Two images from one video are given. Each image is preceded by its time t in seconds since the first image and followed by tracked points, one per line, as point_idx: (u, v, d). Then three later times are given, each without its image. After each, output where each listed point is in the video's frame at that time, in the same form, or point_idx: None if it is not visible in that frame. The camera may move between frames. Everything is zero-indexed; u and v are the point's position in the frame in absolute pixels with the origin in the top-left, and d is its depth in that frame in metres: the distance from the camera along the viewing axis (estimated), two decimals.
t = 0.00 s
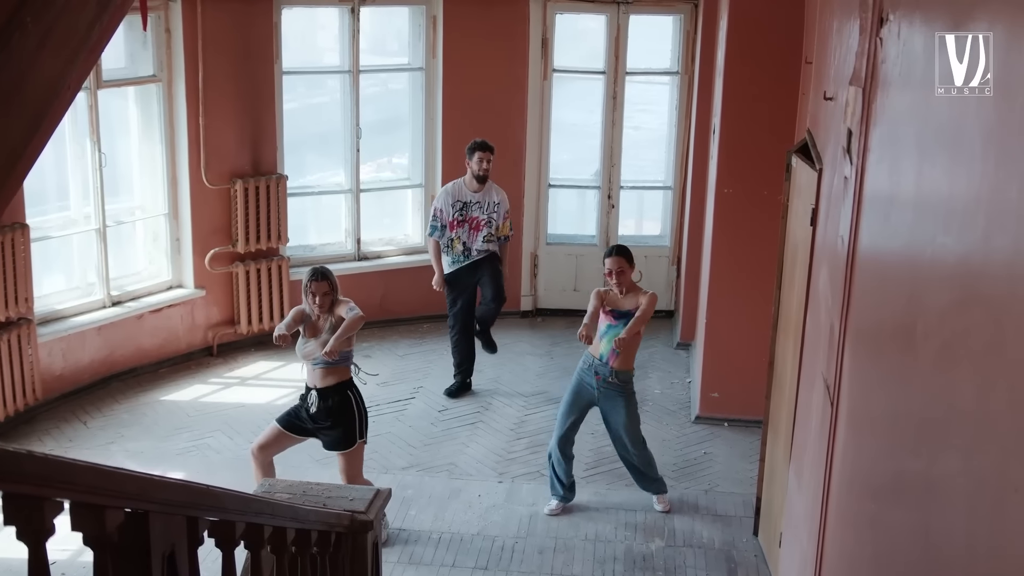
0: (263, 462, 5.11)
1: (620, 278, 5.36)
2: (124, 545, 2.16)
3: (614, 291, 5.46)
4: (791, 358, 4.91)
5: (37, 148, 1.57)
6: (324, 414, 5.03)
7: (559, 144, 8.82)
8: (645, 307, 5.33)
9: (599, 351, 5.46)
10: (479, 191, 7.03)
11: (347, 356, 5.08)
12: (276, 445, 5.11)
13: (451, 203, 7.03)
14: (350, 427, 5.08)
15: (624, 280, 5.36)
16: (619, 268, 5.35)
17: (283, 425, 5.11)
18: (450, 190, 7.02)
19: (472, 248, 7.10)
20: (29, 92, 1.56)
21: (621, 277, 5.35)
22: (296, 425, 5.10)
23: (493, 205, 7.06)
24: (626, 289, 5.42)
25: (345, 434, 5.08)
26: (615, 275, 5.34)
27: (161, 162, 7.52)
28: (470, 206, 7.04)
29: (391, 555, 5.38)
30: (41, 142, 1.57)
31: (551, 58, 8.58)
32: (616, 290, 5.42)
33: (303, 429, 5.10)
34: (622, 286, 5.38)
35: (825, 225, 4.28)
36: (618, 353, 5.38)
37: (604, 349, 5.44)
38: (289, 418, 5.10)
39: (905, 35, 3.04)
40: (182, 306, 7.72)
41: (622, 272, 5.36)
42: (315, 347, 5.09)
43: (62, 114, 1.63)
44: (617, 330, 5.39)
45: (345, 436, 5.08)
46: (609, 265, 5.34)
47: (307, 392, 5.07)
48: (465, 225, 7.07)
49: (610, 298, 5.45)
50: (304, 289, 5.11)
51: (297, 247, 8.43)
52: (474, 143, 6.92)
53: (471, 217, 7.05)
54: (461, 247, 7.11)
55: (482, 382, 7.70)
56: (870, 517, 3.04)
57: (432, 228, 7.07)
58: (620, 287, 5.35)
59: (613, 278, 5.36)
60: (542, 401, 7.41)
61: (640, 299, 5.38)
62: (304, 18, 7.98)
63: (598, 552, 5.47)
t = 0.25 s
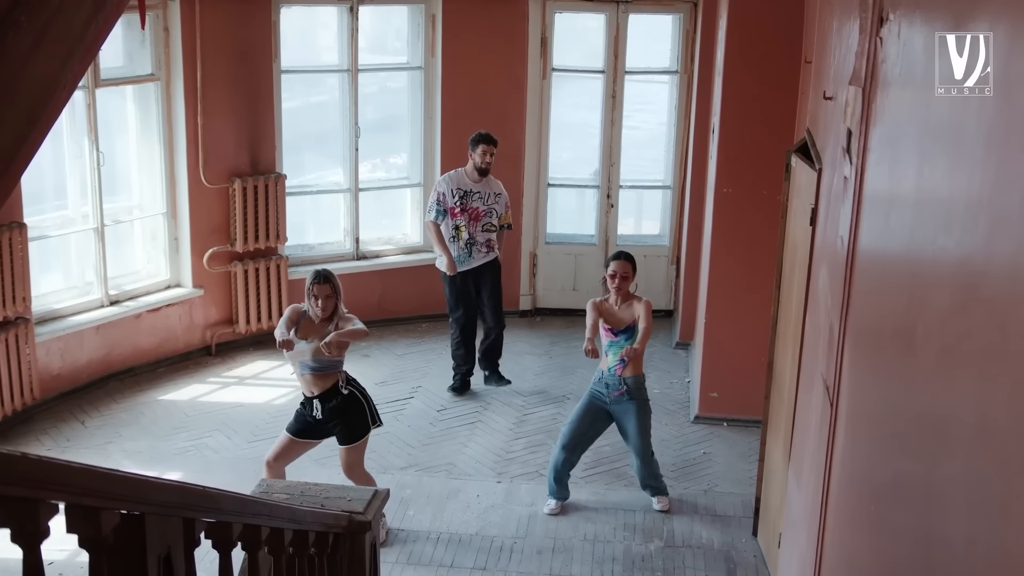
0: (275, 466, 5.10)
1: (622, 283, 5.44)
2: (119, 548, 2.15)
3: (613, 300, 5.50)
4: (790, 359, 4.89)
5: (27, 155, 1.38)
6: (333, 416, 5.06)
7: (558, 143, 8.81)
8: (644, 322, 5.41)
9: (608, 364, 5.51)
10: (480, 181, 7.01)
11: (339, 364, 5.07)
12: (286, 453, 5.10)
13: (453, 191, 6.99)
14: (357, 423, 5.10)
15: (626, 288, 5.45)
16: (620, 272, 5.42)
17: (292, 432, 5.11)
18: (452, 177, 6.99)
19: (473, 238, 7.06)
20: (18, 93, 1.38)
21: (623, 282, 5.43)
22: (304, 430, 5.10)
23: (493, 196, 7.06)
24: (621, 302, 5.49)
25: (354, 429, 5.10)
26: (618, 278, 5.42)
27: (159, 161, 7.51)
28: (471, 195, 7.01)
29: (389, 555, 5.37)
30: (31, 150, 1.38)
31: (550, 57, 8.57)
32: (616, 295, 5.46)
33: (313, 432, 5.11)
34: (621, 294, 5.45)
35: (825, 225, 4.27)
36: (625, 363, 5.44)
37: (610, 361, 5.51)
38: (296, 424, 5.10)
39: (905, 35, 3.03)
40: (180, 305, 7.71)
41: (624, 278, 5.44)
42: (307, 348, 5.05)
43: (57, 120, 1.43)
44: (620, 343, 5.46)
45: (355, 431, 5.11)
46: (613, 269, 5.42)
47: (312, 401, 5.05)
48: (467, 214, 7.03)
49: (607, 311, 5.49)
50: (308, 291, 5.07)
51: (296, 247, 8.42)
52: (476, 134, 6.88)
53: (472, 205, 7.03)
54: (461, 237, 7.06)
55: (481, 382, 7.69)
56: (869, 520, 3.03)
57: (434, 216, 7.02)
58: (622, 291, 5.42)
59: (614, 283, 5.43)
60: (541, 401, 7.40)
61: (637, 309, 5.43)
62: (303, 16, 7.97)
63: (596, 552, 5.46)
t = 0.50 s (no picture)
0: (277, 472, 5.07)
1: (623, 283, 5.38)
2: (116, 551, 2.14)
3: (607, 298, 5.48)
4: (790, 361, 4.88)
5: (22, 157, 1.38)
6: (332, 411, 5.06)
7: (558, 144, 8.80)
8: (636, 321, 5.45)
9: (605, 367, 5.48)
10: (483, 185, 6.94)
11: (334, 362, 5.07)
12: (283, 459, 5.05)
13: (456, 194, 6.91)
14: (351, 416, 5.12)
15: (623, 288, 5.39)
16: (620, 272, 5.36)
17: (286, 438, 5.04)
18: (454, 180, 6.90)
19: (474, 242, 7.01)
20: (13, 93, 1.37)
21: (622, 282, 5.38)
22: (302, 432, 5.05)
23: (495, 201, 7.00)
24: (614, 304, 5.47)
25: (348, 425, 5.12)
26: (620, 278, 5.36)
27: (158, 161, 7.50)
28: (474, 199, 6.94)
29: (388, 557, 5.36)
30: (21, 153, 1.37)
31: (549, 57, 8.56)
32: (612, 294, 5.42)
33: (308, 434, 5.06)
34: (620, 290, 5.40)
35: (824, 226, 4.27)
36: (622, 365, 5.45)
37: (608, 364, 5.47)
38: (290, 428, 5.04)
39: (905, 35, 3.02)
40: (179, 306, 7.70)
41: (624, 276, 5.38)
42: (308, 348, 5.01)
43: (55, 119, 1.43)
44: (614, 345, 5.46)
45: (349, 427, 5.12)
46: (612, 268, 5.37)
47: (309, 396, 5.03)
48: (469, 218, 6.96)
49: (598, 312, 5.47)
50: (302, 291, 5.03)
51: (295, 247, 8.41)
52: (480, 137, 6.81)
53: (475, 209, 6.96)
54: (463, 242, 6.99)
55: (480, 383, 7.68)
56: (869, 522, 3.02)
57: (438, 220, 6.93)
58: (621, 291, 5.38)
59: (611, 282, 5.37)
60: (541, 402, 7.39)
61: (630, 308, 5.44)
62: (303, 16, 7.96)
63: (596, 554, 5.45)
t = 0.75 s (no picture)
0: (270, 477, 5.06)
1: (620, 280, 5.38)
2: (112, 556, 2.13)
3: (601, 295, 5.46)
4: (790, 363, 4.87)
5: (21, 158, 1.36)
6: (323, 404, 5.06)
7: (557, 146, 8.79)
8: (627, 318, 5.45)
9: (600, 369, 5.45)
10: (490, 193, 6.90)
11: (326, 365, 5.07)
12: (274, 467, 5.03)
13: (462, 205, 6.86)
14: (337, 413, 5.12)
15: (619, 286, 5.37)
16: (618, 270, 5.36)
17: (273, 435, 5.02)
18: (460, 190, 6.85)
19: (479, 250, 6.98)
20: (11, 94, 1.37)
21: (620, 281, 5.39)
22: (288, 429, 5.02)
23: (501, 207, 6.97)
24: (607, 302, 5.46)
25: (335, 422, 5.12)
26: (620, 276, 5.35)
27: (157, 163, 7.49)
28: (481, 208, 6.90)
29: (387, 560, 5.35)
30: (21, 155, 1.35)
31: (549, 59, 8.55)
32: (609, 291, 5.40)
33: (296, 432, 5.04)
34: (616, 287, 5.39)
35: (824, 228, 4.26)
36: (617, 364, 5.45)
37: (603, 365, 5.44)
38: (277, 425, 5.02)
39: (905, 38, 3.02)
40: (177, 308, 7.69)
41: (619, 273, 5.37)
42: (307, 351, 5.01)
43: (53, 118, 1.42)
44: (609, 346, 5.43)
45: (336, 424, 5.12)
46: (610, 265, 5.36)
47: (303, 389, 5.02)
48: (475, 227, 6.93)
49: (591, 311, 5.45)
50: (292, 294, 5.00)
51: (294, 249, 8.40)
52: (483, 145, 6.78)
53: (481, 218, 6.92)
54: (469, 251, 6.96)
55: (478, 385, 7.67)
56: (869, 526, 3.01)
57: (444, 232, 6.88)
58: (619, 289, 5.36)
59: (610, 280, 5.37)
60: (540, 404, 7.38)
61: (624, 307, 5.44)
62: (302, 18, 7.95)
63: (595, 558, 5.43)
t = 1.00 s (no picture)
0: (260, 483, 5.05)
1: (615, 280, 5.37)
2: (107, 562, 2.11)
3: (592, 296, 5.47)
4: (788, 366, 4.86)
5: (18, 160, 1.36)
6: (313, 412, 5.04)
7: (556, 148, 8.78)
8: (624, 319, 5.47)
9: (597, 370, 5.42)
10: (493, 208, 6.87)
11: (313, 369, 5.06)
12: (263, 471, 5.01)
13: (465, 221, 6.84)
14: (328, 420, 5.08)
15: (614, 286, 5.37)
16: (613, 269, 5.35)
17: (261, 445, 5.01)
18: (462, 206, 6.82)
19: (483, 263, 6.97)
20: (7, 96, 1.36)
21: (615, 280, 5.38)
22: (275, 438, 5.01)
23: (504, 220, 6.95)
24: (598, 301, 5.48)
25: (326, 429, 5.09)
26: (614, 275, 5.35)
27: (154, 165, 7.48)
28: (484, 223, 6.88)
29: (384, 563, 5.34)
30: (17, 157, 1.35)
31: (548, 61, 8.54)
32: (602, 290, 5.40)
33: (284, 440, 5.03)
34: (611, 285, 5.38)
35: (823, 230, 4.25)
36: (612, 365, 5.45)
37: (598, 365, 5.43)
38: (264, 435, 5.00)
39: (905, 40, 3.01)
40: (175, 310, 7.68)
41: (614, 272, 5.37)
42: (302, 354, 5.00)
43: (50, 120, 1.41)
44: (606, 346, 5.44)
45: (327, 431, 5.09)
46: (604, 265, 5.34)
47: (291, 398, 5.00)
48: (479, 242, 6.91)
49: (586, 310, 5.46)
50: (281, 297, 4.99)
51: (292, 251, 8.39)
52: (485, 159, 6.72)
53: (484, 232, 6.90)
54: (473, 265, 6.95)
55: (477, 388, 7.65)
56: (868, 529, 3.01)
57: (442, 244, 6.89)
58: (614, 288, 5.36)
59: (604, 280, 5.36)
60: (538, 407, 7.36)
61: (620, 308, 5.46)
62: (301, 19, 7.94)
63: (593, 561, 5.42)
